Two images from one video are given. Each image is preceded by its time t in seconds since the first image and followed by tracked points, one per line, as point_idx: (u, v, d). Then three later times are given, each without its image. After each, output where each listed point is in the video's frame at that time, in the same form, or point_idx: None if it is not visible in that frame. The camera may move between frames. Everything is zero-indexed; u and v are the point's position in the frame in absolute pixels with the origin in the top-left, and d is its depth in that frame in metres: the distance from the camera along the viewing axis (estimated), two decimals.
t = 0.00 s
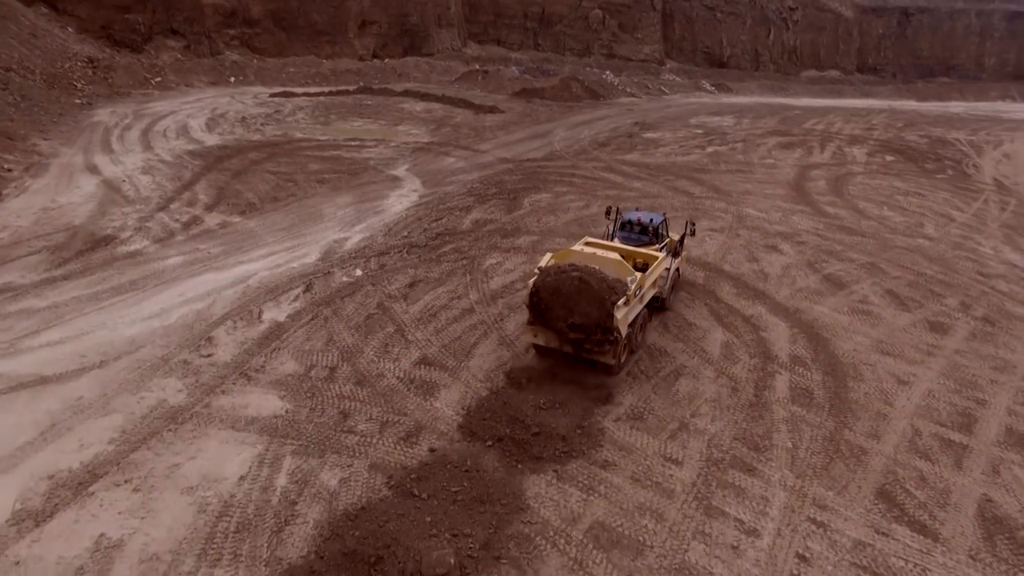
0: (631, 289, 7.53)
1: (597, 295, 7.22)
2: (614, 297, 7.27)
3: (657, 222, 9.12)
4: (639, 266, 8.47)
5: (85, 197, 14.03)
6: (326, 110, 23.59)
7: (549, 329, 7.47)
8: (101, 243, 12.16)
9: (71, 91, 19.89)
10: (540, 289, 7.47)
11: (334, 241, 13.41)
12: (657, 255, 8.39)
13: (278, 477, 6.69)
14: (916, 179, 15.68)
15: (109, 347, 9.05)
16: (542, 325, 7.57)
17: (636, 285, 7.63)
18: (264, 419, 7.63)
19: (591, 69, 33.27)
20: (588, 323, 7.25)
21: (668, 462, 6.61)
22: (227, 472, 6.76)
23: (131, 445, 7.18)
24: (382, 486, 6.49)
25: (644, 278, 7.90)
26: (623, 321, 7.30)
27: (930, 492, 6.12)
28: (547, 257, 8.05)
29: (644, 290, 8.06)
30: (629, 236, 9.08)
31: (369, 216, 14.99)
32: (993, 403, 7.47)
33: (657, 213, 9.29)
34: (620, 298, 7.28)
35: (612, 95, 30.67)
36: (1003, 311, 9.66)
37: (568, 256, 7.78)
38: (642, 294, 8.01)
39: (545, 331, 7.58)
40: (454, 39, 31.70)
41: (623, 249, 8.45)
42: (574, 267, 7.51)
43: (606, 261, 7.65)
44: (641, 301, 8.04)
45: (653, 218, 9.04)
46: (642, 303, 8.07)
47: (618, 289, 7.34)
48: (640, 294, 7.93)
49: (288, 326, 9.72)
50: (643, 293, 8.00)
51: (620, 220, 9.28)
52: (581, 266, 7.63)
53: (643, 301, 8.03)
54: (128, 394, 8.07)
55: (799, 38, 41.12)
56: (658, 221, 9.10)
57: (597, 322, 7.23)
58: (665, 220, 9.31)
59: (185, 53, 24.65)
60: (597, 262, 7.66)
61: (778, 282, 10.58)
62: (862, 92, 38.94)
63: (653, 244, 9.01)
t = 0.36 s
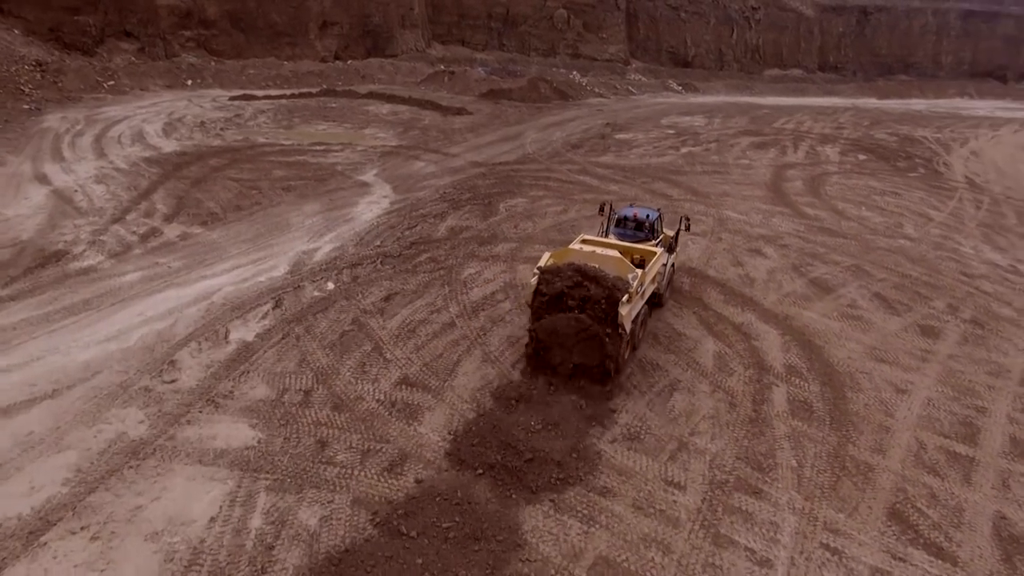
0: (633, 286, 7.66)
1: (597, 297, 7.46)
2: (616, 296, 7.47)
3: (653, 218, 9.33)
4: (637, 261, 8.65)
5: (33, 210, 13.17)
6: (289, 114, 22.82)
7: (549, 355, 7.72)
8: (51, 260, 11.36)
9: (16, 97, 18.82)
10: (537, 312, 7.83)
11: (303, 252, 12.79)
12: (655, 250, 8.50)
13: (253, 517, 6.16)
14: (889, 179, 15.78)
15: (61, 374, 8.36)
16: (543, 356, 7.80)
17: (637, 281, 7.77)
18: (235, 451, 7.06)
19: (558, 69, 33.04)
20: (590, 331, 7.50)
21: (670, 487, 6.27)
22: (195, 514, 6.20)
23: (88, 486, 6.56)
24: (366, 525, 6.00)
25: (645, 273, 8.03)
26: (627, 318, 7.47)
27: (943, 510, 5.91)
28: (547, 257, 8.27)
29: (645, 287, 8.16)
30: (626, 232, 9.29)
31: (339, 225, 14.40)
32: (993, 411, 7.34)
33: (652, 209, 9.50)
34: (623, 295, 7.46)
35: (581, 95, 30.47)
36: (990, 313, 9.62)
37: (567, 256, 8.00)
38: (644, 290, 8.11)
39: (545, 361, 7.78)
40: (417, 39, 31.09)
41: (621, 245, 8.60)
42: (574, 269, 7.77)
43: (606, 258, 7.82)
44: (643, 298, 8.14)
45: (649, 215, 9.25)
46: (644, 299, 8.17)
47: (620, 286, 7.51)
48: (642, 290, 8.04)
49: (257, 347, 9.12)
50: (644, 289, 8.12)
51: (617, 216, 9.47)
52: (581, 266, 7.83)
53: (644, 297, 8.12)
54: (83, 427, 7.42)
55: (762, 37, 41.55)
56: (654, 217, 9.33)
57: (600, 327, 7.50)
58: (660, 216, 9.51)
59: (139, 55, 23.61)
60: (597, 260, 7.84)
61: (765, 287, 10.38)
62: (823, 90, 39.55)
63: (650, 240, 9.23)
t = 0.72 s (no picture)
0: (642, 290, 7.66)
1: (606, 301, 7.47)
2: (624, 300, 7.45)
3: (655, 217, 9.46)
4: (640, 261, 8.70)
5: None
6: (256, 116, 22.05)
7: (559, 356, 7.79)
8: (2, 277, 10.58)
9: None
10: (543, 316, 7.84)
11: (275, 265, 12.15)
12: (659, 250, 8.51)
13: (229, 569, 5.61)
14: (871, 184, 15.79)
15: (13, 405, 7.67)
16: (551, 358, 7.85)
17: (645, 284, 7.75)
18: (207, 491, 6.48)
19: (532, 71, 32.69)
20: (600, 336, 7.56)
21: (681, 521, 5.88)
22: (165, 568, 5.64)
23: (43, 536, 5.94)
24: None
25: (651, 275, 8.03)
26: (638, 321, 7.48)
27: (966, 540, 5.64)
28: (552, 259, 8.20)
29: (652, 288, 8.17)
30: (628, 231, 9.39)
31: (313, 234, 13.77)
32: (1002, 426, 7.15)
33: (654, 209, 9.65)
34: (632, 300, 7.44)
35: (556, 97, 30.17)
36: (986, 321, 9.51)
37: (573, 258, 7.93)
38: (650, 291, 8.11)
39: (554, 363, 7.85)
40: (387, 40, 30.40)
41: (624, 245, 8.62)
42: (581, 273, 7.72)
43: (613, 261, 7.79)
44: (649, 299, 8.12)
45: (653, 214, 9.37)
46: (650, 299, 8.15)
47: (629, 291, 7.49)
48: (649, 291, 8.03)
49: (229, 370, 8.51)
50: (651, 290, 8.12)
51: (619, 215, 9.59)
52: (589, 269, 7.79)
53: (651, 298, 8.13)
54: (38, 466, 6.77)
55: (732, 38, 41.75)
56: (657, 216, 9.45)
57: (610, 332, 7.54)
58: (662, 216, 9.66)
59: (98, 55, 22.57)
60: (604, 263, 7.82)
61: (758, 298, 10.14)
62: (794, 90, 39.88)
63: (652, 239, 9.34)
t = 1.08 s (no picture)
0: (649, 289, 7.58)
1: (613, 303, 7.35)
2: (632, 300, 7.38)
3: (656, 215, 9.60)
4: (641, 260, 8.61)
5: None
6: (217, 122, 21.17)
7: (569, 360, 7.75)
8: None
9: None
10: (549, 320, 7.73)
11: (243, 282, 11.45)
12: (661, 249, 8.41)
13: None
14: (850, 184, 15.75)
15: None
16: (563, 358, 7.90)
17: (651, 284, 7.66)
18: (177, 544, 5.86)
19: (500, 71, 32.23)
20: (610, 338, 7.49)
21: (699, 558, 5.48)
22: None
23: None
24: None
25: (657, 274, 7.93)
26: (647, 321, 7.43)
27: (998, 567, 5.35)
28: (555, 259, 8.03)
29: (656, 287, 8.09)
30: (629, 230, 9.55)
31: (282, 248, 13.07)
32: (1016, 437, 6.93)
33: (654, 207, 9.78)
34: (641, 300, 7.37)
35: (527, 98, 29.79)
36: (982, 325, 9.38)
37: (577, 258, 7.78)
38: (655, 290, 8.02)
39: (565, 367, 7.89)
40: (350, 41, 29.58)
41: (628, 243, 8.50)
42: (587, 273, 7.57)
43: (619, 260, 7.67)
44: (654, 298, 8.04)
45: (654, 212, 9.52)
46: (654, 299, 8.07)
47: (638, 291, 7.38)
48: (654, 291, 7.94)
49: (198, 401, 7.85)
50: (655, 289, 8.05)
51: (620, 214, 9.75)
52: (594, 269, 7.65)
53: (656, 297, 8.05)
54: None
55: (698, 36, 41.87)
56: (657, 214, 9.60)
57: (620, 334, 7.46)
58: (662, 214, 9.80)
59: (46, 59, 21.44)
60: (609, 263, 7.69)
61: (752, 306, 9.85)
62: (759, 88, 40.19)
63: (652, 238, 9.50)
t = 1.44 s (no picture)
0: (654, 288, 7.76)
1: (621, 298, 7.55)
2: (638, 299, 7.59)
3: (650, 213, 9.72)
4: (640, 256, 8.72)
5: None
6: (172, 128, 20.17)
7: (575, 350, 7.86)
8: None
9: None
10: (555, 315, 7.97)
11: (206, 302, 10.67)
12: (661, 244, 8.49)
13: None
14: (827, 187, 15.71)
15: None
16: (564, 355, 8.00)
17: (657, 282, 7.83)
18: None
19: (464, 73, 31.64)
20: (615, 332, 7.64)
21: None
22: None
23: None
24: None
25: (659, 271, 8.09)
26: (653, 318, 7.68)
27: None
28: (555, 258, 8.19)
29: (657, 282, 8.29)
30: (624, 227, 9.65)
31: (247, 263, 12.30)
32: None
33: (648, 205, 9.90)
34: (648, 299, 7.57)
35: (494, 100, 29.29)
36: (977, 330, 9.25)
37: (579, 258, 7.92)
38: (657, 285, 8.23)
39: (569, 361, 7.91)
40: (309, 41, 28.52)
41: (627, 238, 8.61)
42: (590, 274, 7.75)
43: (623, 260, 7.82)
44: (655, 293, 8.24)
45: (648, 210, 9.64)
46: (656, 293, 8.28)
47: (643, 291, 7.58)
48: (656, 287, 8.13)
49: (160, 440, 7.12)
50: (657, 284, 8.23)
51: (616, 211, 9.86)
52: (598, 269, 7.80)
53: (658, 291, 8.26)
54: None
55: (660, 37, 41.88)
56: (652, 212, 9.72)
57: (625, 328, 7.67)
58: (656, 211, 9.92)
59: None
60: (614, 262, 7.83)
61: (747, 316, 9.53)
62: (723, 87, 40.42)
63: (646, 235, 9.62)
